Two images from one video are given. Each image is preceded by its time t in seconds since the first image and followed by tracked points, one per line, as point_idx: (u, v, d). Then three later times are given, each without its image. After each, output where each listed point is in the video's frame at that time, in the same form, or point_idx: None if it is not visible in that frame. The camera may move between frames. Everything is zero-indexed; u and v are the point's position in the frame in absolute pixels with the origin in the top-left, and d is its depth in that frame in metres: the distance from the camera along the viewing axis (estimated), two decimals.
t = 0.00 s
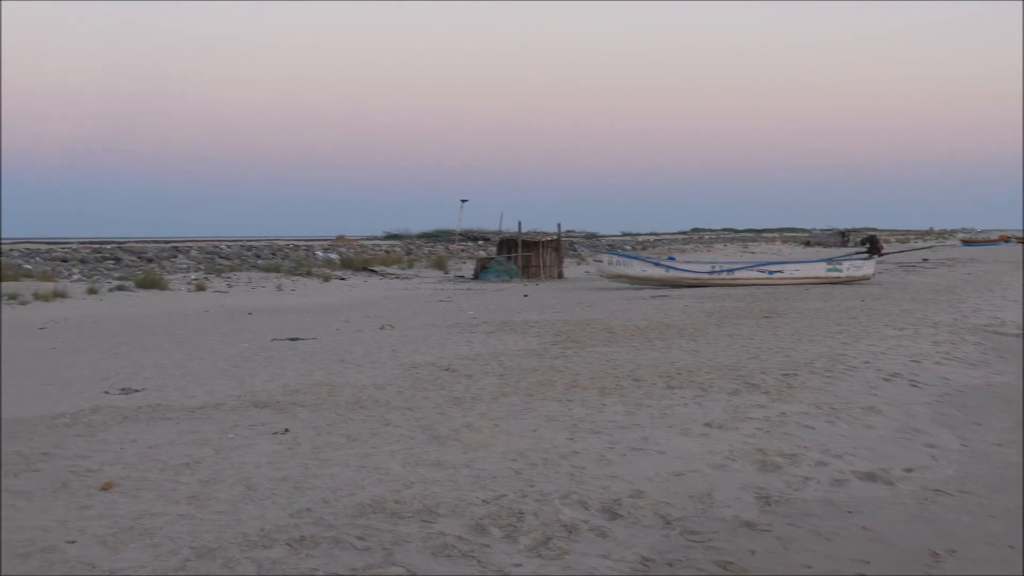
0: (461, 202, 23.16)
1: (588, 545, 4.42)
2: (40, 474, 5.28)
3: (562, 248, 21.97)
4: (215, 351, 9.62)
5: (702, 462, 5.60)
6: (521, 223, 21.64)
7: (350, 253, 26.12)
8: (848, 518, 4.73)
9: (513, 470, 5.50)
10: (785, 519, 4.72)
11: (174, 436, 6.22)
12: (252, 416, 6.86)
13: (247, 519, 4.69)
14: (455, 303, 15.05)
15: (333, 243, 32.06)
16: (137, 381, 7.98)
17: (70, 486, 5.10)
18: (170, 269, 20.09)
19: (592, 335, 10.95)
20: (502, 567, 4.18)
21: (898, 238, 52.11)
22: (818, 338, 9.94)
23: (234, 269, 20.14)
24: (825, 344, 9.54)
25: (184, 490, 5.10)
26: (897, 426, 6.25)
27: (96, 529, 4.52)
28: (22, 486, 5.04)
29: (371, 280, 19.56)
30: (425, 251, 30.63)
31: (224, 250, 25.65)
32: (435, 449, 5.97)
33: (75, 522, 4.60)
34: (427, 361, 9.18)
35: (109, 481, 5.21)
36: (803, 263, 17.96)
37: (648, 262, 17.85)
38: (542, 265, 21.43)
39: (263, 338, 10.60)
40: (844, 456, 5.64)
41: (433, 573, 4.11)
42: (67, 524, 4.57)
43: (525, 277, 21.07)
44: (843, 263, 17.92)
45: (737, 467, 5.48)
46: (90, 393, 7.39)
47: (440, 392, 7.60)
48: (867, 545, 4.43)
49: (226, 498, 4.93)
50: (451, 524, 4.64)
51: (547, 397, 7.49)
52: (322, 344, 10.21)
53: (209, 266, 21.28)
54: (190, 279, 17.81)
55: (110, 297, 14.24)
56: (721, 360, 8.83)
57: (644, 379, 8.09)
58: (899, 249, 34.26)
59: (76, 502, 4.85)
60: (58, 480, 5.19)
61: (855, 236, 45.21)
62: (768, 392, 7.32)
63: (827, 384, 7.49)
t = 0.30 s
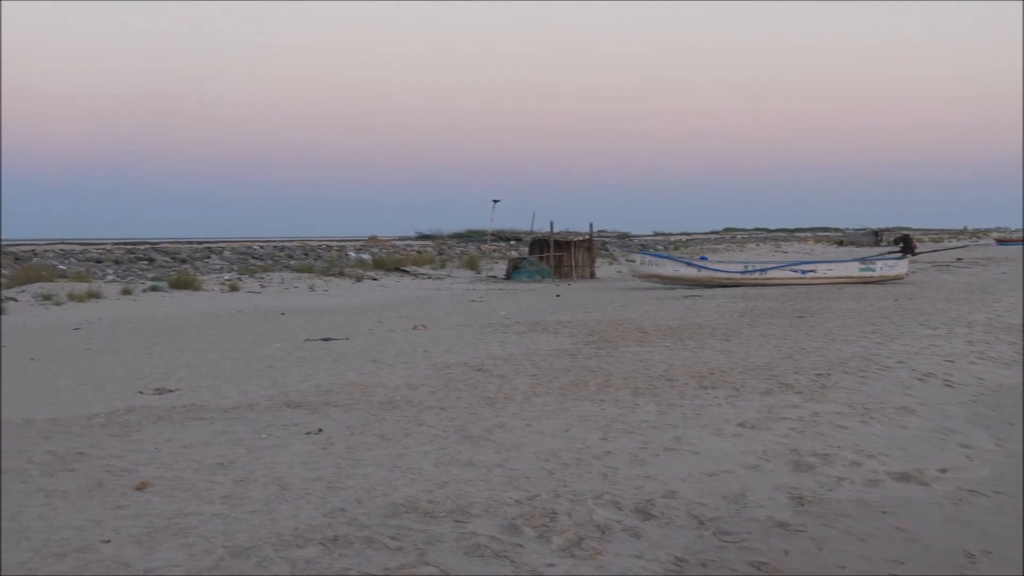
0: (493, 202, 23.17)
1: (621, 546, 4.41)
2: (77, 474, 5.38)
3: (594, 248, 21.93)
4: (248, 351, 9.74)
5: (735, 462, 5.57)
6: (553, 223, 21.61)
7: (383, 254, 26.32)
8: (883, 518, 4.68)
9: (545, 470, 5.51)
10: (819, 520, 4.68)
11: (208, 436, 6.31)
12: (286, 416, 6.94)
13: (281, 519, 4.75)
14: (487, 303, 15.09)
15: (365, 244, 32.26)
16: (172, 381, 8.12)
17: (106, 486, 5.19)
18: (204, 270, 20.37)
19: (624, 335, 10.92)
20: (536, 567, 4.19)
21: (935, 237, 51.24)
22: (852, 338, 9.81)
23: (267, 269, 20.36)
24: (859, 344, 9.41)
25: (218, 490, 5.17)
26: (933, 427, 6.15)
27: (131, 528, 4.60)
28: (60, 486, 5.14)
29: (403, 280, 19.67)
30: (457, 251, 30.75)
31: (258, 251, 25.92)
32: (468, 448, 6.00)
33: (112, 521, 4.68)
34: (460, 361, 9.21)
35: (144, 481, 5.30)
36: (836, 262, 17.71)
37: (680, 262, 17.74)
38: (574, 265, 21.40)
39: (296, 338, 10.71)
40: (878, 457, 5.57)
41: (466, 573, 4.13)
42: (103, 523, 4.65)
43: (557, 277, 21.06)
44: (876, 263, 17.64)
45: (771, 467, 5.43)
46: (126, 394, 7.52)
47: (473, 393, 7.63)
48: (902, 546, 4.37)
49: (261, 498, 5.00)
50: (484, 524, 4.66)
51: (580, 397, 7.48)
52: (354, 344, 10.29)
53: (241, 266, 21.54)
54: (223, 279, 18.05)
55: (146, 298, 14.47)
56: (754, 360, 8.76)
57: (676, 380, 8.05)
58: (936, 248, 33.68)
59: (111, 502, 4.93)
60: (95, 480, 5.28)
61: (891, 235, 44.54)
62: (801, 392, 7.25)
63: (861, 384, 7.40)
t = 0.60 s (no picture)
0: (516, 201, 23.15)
1: (645, 545, 4.40)
2: (102, 473, 5.45)
3: (616, 247, 21.88)
4: (272, 351, 9.81)
5: (759, 461, 5.53)
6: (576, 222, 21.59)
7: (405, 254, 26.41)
8: (908, 518, 4.63)
9: (569, 470, 5.51)
10: (843, 519, 4.64)
11: (231, 436, 6.37)
12: (310, 415, 6.99)
13: (305, 518, 4.79)
14: (510, 303, 15.10)
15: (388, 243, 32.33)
16: (196, 381, 8.20)
17: (130, 485, 5.25)
18: (228, 269, 20.55)
19: (648, 334, 10.88)
20: (559, 567, 4.19)
21: (961, 235, 50.62)
22: (876, 337, 9.72)
23: (290, 269, 20.51)
24: (883, 343, 9.32)
25: (242, 489, 5.22)
26: (957, 426, 6.08)
27: (155, 528, 4.64)
28: (85, 485, 5.21)
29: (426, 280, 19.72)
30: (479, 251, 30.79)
31: (281, 250, 26.09)
32: (491, 448, 6.01)
33: (136, 519, 4.74)
34: (483, 361, 9.22)
35: (168, 480, 5.36)
36: (859, 261, 17.58)
37: (703, 261, 17.65)
38: (596, 264, 21.37)
39: (319, 338, 10.77)
40: (902, 456, 5.51)
41: (490, 572, 4.14)
42: (128, 522, 4.70)
43: (580, 276, 21.03)
44: (899, 262, 17.49)
45: (795, 467, 5.40)
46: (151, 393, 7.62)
47: (497, 392, 7.63)
48: (927, 546, 4.33)
49: (285, 498, 5.04)
50: (507, 524, 4.67)
51: (604, 396, 7.46)
52: (378, 344, 10.33)
53: (264, 265, 21.71)
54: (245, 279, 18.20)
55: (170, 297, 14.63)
56: (778, 360, 8.69)
57: (700, 379, 8.00)
58: (963, 246, 33.22)
59: (136, 501, 4.99)
60: (120, 479, 5.35)
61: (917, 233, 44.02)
62: (825, 392, 7.19)
63: (885, 383, 7.33)
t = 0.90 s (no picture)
0: (550, 200, 23.13)
1: (681, 545, 4.39)
2: (140, 473, 5.54)
3: (651, 246, 21.77)
4: (307, 351, 9.92)
5: (795, 461, 5.49)
6: (611, 221, 21.54)
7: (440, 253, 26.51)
8: (946, 518, 4.56)
9: (604, 469, 5.51)
10: (881, 520, 4.58)
11: (267, 435, 6.45)
12: (346, 414, 7.06)
13: (341, 517, 4.83)
14: (544, 302, 15.10)
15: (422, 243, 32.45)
16: (233, 380, 8.33)
17: (168, 484, 5.35)
18: (264, 269, 20.82)
19: (682, 334, 10.82)
20: (594, 567, 4.20)
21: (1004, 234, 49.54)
22: (914, 337, 9.57)
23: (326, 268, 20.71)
24: (921, 342, 9.17)
25: (278, 488, 5.29)
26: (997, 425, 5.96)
27: (191, 525, 4.69)
28: (124, 484, 5.30)
29: (460, 279, 19.81)
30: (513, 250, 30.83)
31: (316, 250, 26.32)
32: (525, 447, 6.03)
33: (172, 518, 4.79)
34: (517, 360, 9.24)
35: (203, 479, 5.43)
36: (896, 261, 17.36)
37: (738, 260, 17.50)
38: (631, 263, 21.30)
39: (354, 337, 10.87)
40: (940, 456, 5.43)
41: (524, 571, 4.16)
42: (164, 520, 4.76)
43: (614, 276, 20.96)
44: (936, 260, 17.24)
45: (831, 467, 5.34)
46: (189, 393, 7.75)
47: (531, 392, 7.65)
48: (966, 547, 4.26)
49: (322, 497, 5.10)
50: (542, 523, 4.69)
51: (640, 396, 7.44)
52: (412, 343, 10.40)
53: (300, 265, 21.94)
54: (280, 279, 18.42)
55: (208, 297, 14.87)
56: (814, 359, 8.60)
57: (736, 379, 7.94)
58: (1005, 245, 32.55)
59: (173, 500, 5.07)
60: (157, 479, 5.43)
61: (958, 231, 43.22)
62: (862, 391, 7.10)
63: (923, 383, 7.22)
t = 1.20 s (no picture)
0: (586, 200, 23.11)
1: (718, 544, 4.37)
2: (178, 471, 5.64)
3: (688, 243, 21.65)
4: (344, 348, 10.04)
5: (834, 459, 5.43)
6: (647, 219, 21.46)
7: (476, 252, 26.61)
8: (988, 517, 4.48)
9: (641, 467, 5.50)
10: (921, 519, 4.52)
11: (305, 433, 6.55)
12: (383, 412, 7.14)
13: (378, 514, 4.88)
14: (580, 300, 15.09)
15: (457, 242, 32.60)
16: (270, 377, 8.48)
17: (207, 481, 5.44)
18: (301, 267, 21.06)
19: (719, 331, 10.75)
20: (631, 565, 4.19)
21: None
22: (955, 334, 9.41)
23: (363, 267, 20.91)
24: (962, 339, 9.01)
25: (315, 485, 5.36)
26: None
27: (229, 523, 4.76)
28: (163, 482, 5.41)
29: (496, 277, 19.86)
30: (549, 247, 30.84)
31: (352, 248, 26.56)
32: (562, 445, 6.05)
33: (211, 515, 4.87)
34: (553, 358, 9.25)
35: (241, 477, 5.52)
36: (936, 258, 17.11)
37: (776, 257, 17.34)
38: (668, 261, 21.20)
39: (390, 335, 10.96)
40: (981, 454, 5.33)
41: (560, 569, 4.18)
42: (204, 517, 4.84)
43: (650, 273, 20.88)
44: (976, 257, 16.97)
45: (870, 466, 5.27)
46: (227, 391, 7.90)
47: (567, 390, 7.66)
48: (1008, 546, 4.19)
49: (360, 495, 5.16)
50: (579, 521, 4.70)
51: (677, 394, 7.41)
52: (449, 341, 10.47)
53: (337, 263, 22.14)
54: (317, 277, 18.64)
55: (246, 295, 15.10)
56: (853, 357, 8.49)
57: (773, 376, 7.88)
58: None
59: (212, 497, 5.16)
60: (195, 476, 5.53)
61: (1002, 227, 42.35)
62: (901, 389, 7.00)
63: (965, 381, 7.09)
